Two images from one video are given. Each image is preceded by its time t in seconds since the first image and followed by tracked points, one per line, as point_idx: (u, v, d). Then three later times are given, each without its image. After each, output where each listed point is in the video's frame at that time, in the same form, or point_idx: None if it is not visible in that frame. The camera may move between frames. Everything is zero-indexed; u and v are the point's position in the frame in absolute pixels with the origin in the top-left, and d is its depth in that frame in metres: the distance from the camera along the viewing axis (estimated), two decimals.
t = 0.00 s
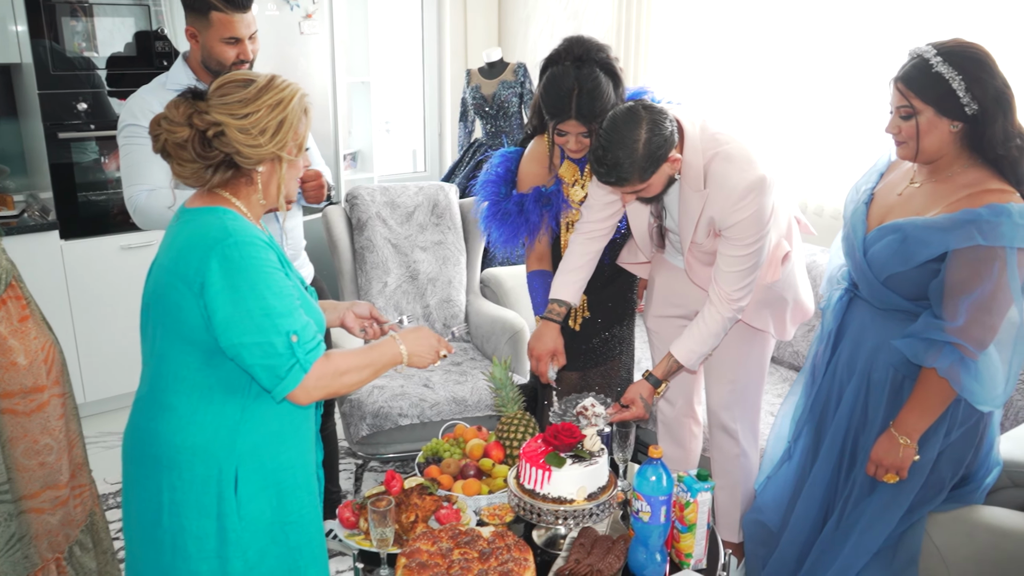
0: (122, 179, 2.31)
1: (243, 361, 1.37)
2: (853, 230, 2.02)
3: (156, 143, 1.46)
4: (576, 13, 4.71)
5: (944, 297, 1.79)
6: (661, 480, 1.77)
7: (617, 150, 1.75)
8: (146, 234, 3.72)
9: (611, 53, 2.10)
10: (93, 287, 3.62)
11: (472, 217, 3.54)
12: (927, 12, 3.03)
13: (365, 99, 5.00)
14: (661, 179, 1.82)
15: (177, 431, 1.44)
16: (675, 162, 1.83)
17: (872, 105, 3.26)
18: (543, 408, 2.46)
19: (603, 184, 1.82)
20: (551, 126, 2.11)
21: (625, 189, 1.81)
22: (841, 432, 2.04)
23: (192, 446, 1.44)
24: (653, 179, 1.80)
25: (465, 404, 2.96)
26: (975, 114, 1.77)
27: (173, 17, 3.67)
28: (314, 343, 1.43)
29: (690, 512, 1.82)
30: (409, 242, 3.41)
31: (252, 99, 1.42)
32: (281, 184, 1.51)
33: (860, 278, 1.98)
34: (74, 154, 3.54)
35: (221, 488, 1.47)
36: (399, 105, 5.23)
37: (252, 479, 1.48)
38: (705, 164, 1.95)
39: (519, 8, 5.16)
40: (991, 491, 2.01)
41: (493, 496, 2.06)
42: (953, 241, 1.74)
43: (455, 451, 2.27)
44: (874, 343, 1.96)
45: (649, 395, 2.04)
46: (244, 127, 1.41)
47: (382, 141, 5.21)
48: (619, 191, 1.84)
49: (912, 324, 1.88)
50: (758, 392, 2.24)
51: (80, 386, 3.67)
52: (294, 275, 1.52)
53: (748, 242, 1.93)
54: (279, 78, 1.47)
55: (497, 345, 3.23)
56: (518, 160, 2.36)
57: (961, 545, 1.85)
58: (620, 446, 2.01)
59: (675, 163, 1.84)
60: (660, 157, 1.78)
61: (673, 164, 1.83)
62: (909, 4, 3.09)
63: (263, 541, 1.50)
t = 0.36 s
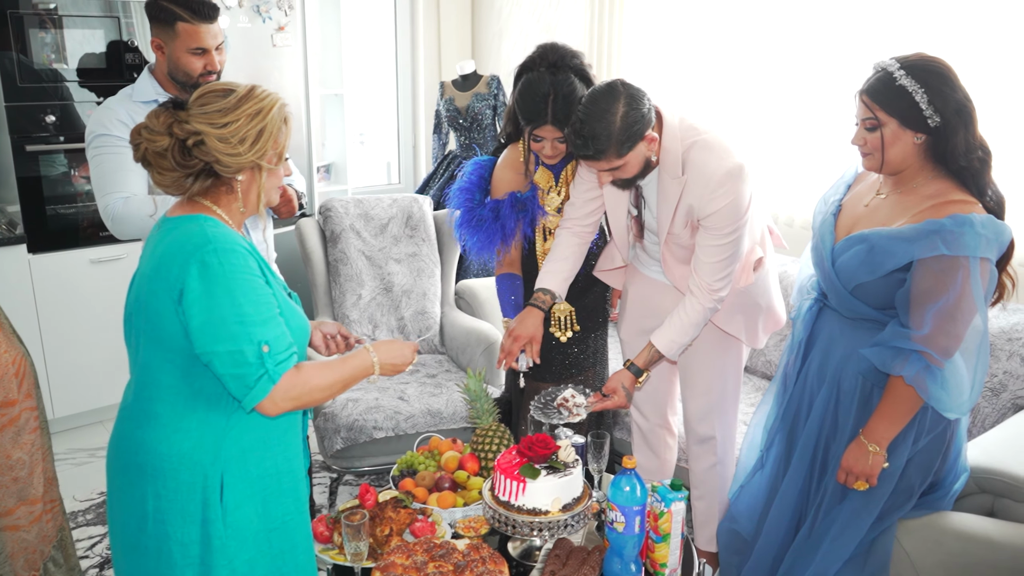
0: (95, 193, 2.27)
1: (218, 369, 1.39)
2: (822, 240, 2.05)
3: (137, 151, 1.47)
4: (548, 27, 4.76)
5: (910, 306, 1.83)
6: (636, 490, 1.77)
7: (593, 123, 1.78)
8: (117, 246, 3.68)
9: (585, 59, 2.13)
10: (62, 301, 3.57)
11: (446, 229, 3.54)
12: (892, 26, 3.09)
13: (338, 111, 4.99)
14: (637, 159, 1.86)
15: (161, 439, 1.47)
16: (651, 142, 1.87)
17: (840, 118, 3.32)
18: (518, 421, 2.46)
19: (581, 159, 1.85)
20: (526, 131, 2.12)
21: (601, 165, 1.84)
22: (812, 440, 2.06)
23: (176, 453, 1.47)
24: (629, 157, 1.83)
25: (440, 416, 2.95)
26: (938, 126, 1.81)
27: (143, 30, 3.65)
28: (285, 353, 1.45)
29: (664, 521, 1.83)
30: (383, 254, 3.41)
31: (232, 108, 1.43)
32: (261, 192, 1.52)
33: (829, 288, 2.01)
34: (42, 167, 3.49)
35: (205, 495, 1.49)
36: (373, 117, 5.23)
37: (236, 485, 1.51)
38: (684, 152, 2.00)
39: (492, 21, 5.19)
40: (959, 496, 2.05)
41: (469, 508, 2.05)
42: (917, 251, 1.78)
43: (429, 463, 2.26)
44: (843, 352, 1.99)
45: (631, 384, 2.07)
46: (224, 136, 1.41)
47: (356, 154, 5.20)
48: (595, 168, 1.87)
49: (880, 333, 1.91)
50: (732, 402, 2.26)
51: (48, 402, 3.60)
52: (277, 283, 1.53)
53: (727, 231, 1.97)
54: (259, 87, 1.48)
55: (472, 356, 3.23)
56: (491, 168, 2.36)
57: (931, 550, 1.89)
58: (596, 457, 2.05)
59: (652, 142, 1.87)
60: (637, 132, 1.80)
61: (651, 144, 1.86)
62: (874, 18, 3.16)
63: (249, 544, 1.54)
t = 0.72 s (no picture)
0: (93, 195, 2.28)
1: (191, 373, 1.38)
2: (797, 242, 2.07)
3: (113, 154, 1.46)
4: (527, 31, 4.77)
5: (885, 308, 1.85)
6: (614, 492, 1.79)
7: (579, 87, 1.86)
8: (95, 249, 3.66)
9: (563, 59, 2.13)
10: (37, 306, 3.52)
11: (426, 232, 3.53)
12: (866, 31, 3.13)
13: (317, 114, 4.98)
14: (620, 134, 1.93)
15: (142, 443, 1.46)
16: (634, 114, 1.95)
17: (817, 122, 3.36)
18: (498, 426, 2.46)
19: (567, 128, 1.92)
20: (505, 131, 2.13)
21: (584, 133, 1.91)
22: (789, 442, 2.08)
23: (157, 457, 1.46)
24: (612, 125, 1.91)
25: (420, 420, 2.94)
26: (911, 131, 1.84)
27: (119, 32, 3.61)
28: (256, 359, 1.43)
29: (642, 524, 1.83)
30: (362, 258, 3.39)
31: (207, 110, 1.42)
32: (238, 194, 1.51)
33: (805, 290, 2.03)
34: (16, 171, 3.45)
35: (188, 499, 1.49)
36: (353, 120, 5.22)
37: (219, 488, 1.51)
38: (670, 132, 2.04)
39: (471, 24, 5.19)
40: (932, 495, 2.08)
41: (448, 512, 2.04)
42: (892, 253, 1.80)
43: (410, 467, 2.24)
44: (819, 354, 2.01)
45: (618, 364, 2.11)
46: (199, 138, 1.40)
47: (336, 156, 5.19)
48: (578, 137, 1.93)
49: (855, 334, 1.94)
50: (713, 405, 2.27)
51: (23, 408, 3.55)
52: (254, 286, 1.52)
53: (714, 212, 2.00)
54: (235, 88, 1.47)
55: (452, 360, 3.23)
56: (470, 169, 2.34)
57: (906, 550, 1.92)
58: (575, 459, 2.07)
59: (635, 114, 1.95)
60: (620, 98, 1.89)
61: (633, 115, 1.95)
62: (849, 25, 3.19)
63: (234, 547, 1.54)
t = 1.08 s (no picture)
0: (58, 225, 2.25)
1: (160, 408, 1.36)
2: (765, 273, 2.10)
3: (81, 186, 1.44)
4: (499, 64, 4.84)
5: (852, 338, 1.88)
6: (588, 526, 1.80)
7: (561, 86, 1.94)
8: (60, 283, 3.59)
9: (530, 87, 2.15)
10: None
11: (399, 265, 3.52)
12: (829, 66, 3.22)
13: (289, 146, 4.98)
14: (599, 138, 2.01)
15: (106, 481, 1.42)
16: (615, 120, 2.02)
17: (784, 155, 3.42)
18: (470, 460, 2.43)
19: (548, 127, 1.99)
20: (473, 158, 2.15)
21: (565, 132, 1.98)
22: (761, 472, 2.09)
23: (122, 496, 1.43)
24: (592, 126, 1.98)
25: (392, 454, 2.90)
26: (874, 164, 1.88)
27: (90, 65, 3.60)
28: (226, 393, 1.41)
29: (616, 557, 1.85)
30: (334, 290, 3.38)
31: (179, 144, 1.42)
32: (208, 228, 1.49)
33: (774, 320, 2.05)
34: None
35: (154, 539, 1.45)
36: (326, 152, 5.23)
37: (186, 526, 1.48)
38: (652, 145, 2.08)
39: (443, 58, 5.24)
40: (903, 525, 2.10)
41: (420, 548, 2.02)
42: (858, 283, 1.83)
43: (381, 502, 2.23)
44: (789, 384, 2.03)
45: (603, 370, 2.16)
46: (170, 171, 1.40)
47: (308, 188, 5.19)
48: (559, 136, 2.00)
49: (824, 364, 1.96)
50: (687, 435, 2.27)
51: None
52: (224, 320, 1.50)
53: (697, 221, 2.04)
54: (208, 123, 1.47)
55: (424, 393, 3.20)
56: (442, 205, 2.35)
57: None
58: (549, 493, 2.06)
59: (616, 119, 2.02)
60: (600, 99, 1.96)
61: (614, 120, 2.02)
62: (813, 61, 3.28)
63: None
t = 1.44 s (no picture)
0: (36, 239, 2.24)
1: (153, 418, 1.35)
2: (759, 282, 2.11)
3: (83, 194, 1.44)
4: (493, 74, 4.85)
5: (846, 347, 1.88)
6: (582, 535, 1.80)
7: (575, 59, 2.01)
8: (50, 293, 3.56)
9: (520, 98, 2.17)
10: None
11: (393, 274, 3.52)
12: (820, 76, 3.24)
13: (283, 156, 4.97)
14: (609, 117, 2.06)
15: (97, 490, 1.41)
16: (626, 99, 2.08)
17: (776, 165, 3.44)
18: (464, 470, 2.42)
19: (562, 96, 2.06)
20: (465, 170, 2.15)
21: (574, 104, 2.05)
22: (755, 481, 2.09)
23: (113, 505, 1.41)
24: (603, 101, 2.04)
25: (386, 463, 2.89)
26: (866, 173, 1.89)
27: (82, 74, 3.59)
28: (220, 406, 1.41)
29: (611, 567, 1.85)
30: (328, 299, 3.37)
31: (183, 155, 1.42)
32: (208, 240, 1.49)
33: (767, 329, 2.06)
34: None
35: (143, 548, 1.44)
36: (320, 161, 5.24)
37: (175, 536, 1.47)
38: (663, 133, 2.13)
39: (437, 68, 5.25)
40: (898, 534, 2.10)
41: (414, 558, 2.00)
42: (851, 293, 1.84)
43: (375, 512, 2.21)
44: (783, 393, 2.03)
45: (590, 353, 2.16)
46: (174, 181, 1.40)
47: (302, 198, 5.19)
48: (569, 109, 2.07)
49: (818, 373, 1.96)
50: (682, 444, 2.27)
51: None
52: (220, 329, 1.50)
53: (702, 212, 2.07)
54: (212, 136, 1.48)
55: (419, 403, 3.19)
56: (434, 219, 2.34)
57: None
58: (543, 502, 2.03)
59: (627, 99, 2.08)
60: (613, 77, 2.02)
61: (626, 99, 2.07)
62: (804, 71, 3.30)
63: None
